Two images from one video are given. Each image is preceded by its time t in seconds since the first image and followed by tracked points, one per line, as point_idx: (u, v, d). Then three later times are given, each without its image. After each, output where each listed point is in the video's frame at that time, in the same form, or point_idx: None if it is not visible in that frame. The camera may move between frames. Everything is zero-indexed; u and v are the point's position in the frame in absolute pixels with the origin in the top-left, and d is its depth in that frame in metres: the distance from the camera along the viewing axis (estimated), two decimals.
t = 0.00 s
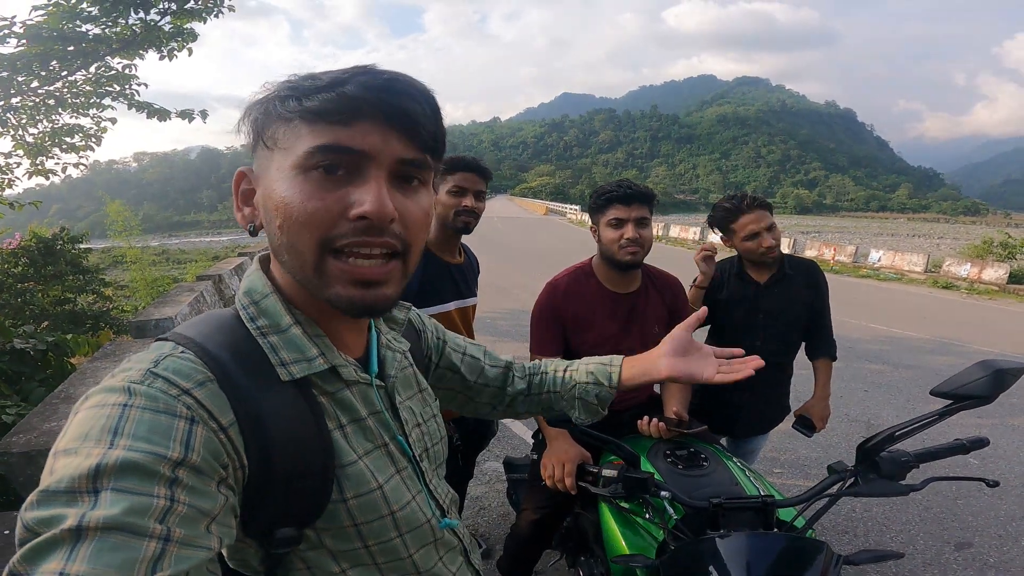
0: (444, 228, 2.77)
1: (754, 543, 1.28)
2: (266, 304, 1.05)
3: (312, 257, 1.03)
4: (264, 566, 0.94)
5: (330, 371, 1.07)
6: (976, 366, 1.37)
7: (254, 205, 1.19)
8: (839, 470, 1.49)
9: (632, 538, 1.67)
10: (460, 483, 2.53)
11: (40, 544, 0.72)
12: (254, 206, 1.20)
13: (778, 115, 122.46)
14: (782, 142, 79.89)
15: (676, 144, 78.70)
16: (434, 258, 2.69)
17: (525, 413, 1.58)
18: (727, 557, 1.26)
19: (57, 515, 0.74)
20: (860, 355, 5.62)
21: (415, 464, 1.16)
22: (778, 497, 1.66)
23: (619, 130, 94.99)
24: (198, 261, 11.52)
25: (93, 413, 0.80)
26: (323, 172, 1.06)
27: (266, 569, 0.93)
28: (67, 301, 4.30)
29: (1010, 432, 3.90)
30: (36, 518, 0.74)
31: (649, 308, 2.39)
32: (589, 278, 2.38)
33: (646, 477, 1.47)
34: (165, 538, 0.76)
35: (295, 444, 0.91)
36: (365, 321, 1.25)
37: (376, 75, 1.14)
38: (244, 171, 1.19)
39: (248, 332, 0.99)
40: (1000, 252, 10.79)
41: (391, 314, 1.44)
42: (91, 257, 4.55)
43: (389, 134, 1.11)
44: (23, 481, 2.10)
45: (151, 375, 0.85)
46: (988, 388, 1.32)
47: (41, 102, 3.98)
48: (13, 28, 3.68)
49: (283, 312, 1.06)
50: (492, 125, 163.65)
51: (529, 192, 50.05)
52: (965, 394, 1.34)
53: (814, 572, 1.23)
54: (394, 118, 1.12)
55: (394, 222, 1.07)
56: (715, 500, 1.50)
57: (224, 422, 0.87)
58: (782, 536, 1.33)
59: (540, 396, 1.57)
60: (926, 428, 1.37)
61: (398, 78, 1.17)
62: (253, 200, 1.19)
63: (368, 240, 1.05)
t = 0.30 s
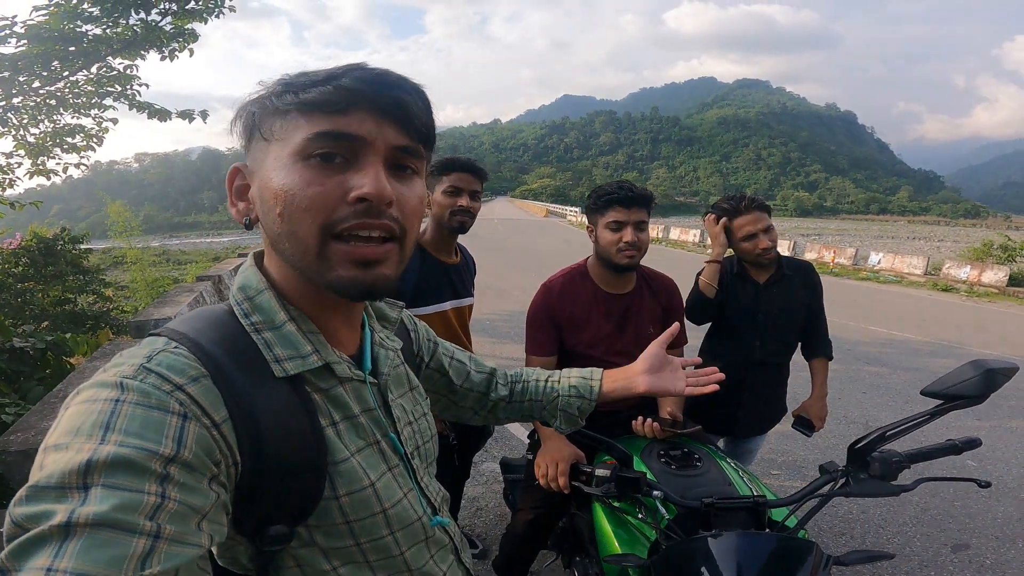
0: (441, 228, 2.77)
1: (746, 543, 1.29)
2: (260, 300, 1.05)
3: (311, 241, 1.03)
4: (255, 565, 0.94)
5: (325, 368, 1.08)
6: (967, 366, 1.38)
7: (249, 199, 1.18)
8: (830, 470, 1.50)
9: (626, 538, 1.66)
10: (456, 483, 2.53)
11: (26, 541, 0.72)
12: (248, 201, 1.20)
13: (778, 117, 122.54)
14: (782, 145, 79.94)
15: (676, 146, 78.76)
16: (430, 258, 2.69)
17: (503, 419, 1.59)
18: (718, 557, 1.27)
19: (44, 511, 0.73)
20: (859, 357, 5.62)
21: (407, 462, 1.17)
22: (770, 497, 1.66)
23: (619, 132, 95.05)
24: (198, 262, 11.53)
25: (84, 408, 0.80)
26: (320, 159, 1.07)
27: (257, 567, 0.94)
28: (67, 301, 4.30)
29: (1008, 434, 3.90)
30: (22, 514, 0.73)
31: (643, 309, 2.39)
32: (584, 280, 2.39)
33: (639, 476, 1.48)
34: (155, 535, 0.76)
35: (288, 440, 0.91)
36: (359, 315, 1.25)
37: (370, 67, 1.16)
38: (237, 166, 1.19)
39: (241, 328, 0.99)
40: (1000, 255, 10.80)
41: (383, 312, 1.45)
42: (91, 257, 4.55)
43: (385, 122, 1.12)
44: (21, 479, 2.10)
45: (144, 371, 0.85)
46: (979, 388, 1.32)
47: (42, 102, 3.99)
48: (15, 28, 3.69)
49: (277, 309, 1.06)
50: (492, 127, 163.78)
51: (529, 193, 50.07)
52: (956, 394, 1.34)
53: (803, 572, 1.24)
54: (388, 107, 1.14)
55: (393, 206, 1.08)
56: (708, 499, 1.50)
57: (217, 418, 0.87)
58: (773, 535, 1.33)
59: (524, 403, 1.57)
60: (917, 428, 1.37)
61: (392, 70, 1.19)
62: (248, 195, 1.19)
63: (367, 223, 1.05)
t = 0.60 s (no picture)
0: (437, 228, 2.77)
1: (741, 544, 1.29)
2: (248, 303, 1.05)
3: (306, 235, 1.03)
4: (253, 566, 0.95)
5: (316, 368, 1.08)
6: (962, 367, 1.39)
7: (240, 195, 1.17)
8: (825, 471, 1.50)
9: (621, 539, 1.65)
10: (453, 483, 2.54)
11: (20, 544, 0.72)
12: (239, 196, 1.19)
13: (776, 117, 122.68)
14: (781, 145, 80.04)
15: (675, 146, 78.80)
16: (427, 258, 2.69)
17: (509, 378, 1.66)
18: (714, 557, 1.27)
19: (37, 514, 0.73)
20: (857, 357, 5.63)
21: (401, 460, 1.17)
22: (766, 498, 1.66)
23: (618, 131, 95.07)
24: (196, 262, 11.51)
25: (73, 413, 0.80)
26: (318, 157, 1.07)
27: (254, 569, 0.94)
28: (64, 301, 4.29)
29: (1005, 434, 3.91)
30: (15, 518, 0.73)
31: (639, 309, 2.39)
32: (580, 279, 2.39)
33: (635, 477, 1.48)
34: (148, 537, 0.76)
35: (279, 440, 0.91)
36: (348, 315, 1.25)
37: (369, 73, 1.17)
38: (230, 162, 1.18)
39: (230, 332, 0.99)
40: (997, 254, 10.83)
41: (372, 311, 1.45)
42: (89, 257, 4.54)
43: (382, 125, 1.14)
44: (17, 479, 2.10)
45: (133, 375, 0.85)
46: (974, 389, 1.33)
47: (39, 102, 3.98)
48: (11, 27, 3.68)
49: (266, 311, 1.06)
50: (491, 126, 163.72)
51: (528, 193, 50.07)
52: (951, 395, 1.35)
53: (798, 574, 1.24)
54: (386, 113, 1.15)
55: (387, 205, 1.09)
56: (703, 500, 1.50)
57: (207, 421, 0.87)
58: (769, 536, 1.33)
59: (530, 357, 1.65)
60: (911, 429, 1.38)
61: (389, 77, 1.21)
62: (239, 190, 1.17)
63: (363, 220, 1.05)
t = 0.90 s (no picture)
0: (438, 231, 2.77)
1: (745, 548, 1.29)
2: (252, 313, 1.04)
3: (306, 242, 1.02)
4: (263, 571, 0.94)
5: (321, 374, 1.08)
6: (967, 373, 1.38)
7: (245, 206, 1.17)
8: (829, 475, 1.50)
9: (624, 542, 1.65)
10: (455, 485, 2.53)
11: (39, 551, 0.72)
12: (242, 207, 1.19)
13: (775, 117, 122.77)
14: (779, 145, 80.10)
15: (674, 146, 78.83)
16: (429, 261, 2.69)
17: (502, 388, 1.67)
18: (717, 562, 1.27)
19: (54, 521, 0.73)
20: (856, 357, 5.64)
21: (407, 463, 1.17)
22: (769, 502, 1.66)
23: (617, 131, 95.10)
24: (194, 262, 11.49)
25: (87, 422, 0.80)
26: (317, 165, 1.07)
27: None
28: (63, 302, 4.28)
29: (1005, 435, 3.91)
30: (33, 525, 0.73)
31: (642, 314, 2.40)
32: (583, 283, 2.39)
33: (639, 482, 1.48)
34: (164, 542, 0.77)
35: (289, 445, 0.91)
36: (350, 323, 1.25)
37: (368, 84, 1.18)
38: (232, 174, 1.18)
39: (236, 341, 0.99)
40: (995, 255, 10.85)
41: (371, 319, 1.45)
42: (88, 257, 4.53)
43: (381, 133, 1.14)
44: (18, 482, 2.10)
45: (143, 385, 0.85)
46: (978, 394, 1.32)
47: (38, 101, 3.97)
48: (10, 27, 3.67)
49: (270, 320, 1.06)
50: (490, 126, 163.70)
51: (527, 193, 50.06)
52: (955, 400, 1.35)
53: None
54: (384, 121, 1.16)
55: (388, 211, 1.09)
56: (707, 504, 1.50)
57: (218, 428, 0.87)
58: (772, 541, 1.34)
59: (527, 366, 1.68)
60: (916, 434, 1.38)
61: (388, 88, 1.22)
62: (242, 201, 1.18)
63: (363, 224, 1.05)
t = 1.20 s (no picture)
0: (435, 233, 2.76)
1: (749, 557, 1.29)
2: (251, 314, 1.04)
3: (284, 260, 1.03)
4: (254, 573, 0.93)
5: (317, 377, 1.07)
6: (977, 379, 1.37)
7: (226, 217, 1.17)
8: (834, 482, 1.49)
9: (625, 549, 1.64)
10: (453, 489, 2.53)
11: (26, 546, 0.71)
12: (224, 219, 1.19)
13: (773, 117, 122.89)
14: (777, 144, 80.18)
15: (672, 145, 78.86)
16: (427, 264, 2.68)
17: (494, 407, 1.64)
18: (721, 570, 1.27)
19: (44, 515, 0.73)
20: (856, 358, 5.64)
21: (403, 467, 1.16)
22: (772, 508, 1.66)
23: (615, 131, 95.13)
24: (191, 261, 11.46)
25: (82, 417, 0.79)
26: (289, 183, 1.06)
27: None
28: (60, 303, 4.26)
29: (1005, 436, 3.91)
30: (24, 519, 0.73)
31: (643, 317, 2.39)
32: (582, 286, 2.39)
33: (641, 489, 1.47)
34: (152, 539, 0.75)
35: (286, 446, 0.90)
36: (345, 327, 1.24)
37: (334, 86, 1.14)
38: (211, 184, 1.18)
39: (234, 341, 0.98)
40: (994, 255, 10.86)
41: (369, 324, 1.44)
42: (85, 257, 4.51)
43: (353, 141, 1.11)
44: (11, 485, 2.08)
45: (140, 383, 0.84)
46: (988, 402, 1.32)
47: (33, 101, 3.95)
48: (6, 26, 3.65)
49: (268, 321, 1.05)
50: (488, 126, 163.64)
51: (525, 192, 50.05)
52: (965, 407, 1.34)
53: None
54: (354, 126, 1.12)
55: (364, 223, 1.08)
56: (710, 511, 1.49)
57: (213, 427, 0.86)
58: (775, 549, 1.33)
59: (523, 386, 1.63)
60: (924, 440, 1.37)
61: (356, 87, 1.17)
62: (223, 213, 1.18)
63: (340, 240, 1.05)
